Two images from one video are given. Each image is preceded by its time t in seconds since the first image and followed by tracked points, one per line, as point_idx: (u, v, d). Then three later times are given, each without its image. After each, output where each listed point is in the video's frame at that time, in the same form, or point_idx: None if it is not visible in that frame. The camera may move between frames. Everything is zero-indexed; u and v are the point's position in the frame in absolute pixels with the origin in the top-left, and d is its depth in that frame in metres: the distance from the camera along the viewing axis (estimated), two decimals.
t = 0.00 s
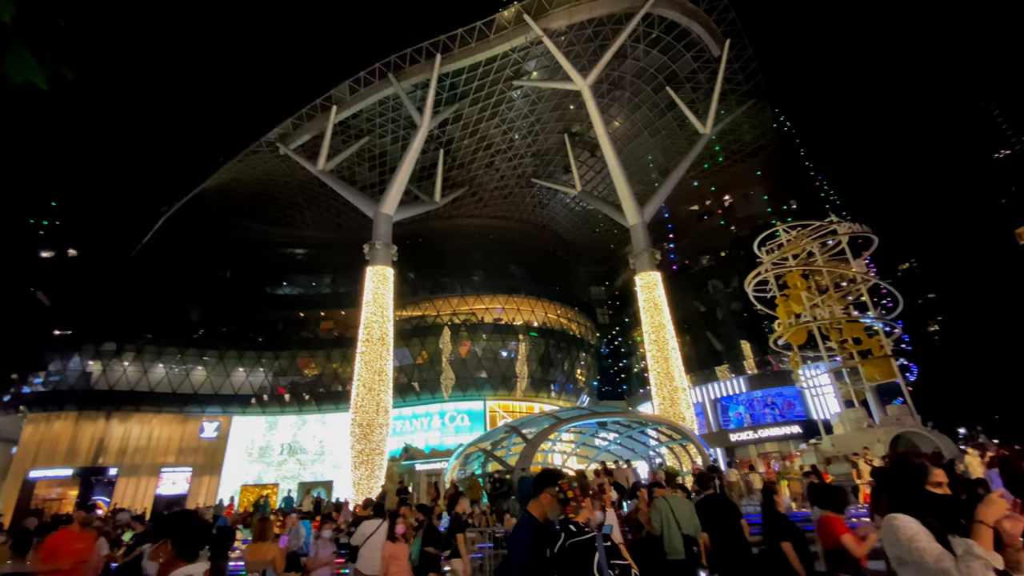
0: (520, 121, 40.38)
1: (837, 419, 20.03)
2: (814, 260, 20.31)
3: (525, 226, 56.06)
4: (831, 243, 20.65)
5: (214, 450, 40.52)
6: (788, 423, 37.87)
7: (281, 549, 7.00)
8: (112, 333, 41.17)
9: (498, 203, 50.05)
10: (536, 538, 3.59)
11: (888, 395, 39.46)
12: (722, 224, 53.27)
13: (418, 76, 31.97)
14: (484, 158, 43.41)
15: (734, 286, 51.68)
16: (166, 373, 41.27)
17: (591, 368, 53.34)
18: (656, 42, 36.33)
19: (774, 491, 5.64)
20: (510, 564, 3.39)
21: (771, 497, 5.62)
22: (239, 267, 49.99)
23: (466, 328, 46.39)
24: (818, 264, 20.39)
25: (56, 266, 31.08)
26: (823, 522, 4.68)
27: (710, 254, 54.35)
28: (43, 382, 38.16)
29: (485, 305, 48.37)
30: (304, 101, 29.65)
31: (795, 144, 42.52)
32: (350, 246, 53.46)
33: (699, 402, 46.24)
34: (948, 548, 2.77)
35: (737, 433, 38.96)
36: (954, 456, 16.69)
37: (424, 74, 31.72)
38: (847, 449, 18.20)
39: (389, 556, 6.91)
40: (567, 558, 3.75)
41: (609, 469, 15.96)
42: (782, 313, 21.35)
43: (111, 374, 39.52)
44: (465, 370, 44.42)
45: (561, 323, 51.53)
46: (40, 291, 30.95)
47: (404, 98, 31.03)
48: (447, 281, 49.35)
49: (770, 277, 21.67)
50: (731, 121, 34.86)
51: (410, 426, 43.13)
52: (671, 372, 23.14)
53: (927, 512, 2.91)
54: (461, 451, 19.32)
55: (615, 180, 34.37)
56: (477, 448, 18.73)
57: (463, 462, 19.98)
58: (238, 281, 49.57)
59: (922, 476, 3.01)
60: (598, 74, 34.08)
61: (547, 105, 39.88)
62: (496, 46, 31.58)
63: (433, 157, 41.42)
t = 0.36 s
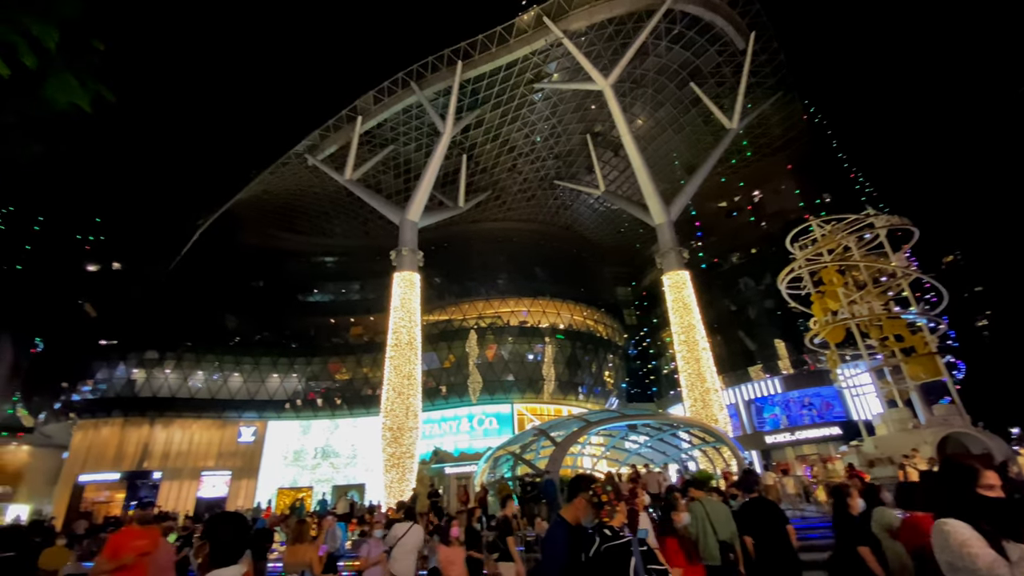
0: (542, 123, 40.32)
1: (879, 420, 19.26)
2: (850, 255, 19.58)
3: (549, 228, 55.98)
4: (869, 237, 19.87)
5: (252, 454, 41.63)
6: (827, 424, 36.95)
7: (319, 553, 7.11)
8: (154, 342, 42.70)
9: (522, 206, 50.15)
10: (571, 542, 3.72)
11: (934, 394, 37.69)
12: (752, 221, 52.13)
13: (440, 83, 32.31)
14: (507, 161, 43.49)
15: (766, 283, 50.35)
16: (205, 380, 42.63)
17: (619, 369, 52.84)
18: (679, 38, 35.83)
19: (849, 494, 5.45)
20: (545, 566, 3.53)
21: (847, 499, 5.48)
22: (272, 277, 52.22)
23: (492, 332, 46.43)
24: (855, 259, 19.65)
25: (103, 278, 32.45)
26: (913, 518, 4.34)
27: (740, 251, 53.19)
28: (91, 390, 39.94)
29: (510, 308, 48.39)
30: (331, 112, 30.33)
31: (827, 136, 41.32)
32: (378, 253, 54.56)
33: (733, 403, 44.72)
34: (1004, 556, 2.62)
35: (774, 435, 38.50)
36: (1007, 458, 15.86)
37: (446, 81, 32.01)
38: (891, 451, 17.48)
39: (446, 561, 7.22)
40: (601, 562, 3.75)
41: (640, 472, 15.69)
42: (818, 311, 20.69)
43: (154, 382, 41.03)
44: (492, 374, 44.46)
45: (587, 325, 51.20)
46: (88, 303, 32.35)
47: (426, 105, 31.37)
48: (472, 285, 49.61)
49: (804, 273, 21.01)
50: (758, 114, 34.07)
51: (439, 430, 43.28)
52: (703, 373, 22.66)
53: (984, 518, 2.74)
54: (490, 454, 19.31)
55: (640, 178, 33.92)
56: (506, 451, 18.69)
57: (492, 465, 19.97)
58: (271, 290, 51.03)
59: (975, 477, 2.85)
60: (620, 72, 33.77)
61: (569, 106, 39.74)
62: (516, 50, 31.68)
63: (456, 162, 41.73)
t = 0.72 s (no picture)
0: (563, 123, 40.17)
1: (923, 419, 18.50)
2: (887, 247, 18.82)
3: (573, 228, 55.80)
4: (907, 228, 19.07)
5: (286, 456, 42.57)
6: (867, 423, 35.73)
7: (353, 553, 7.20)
8: (192, 348, 44.29)
9: (545, 207, 50.09)
10: (603, 544, 3.78)
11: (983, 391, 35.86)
12: (783, 214, 50.82)
13: (460, 87, 32.50)
14: (529, 162, 43.43)
15: (799, 278, 49.01)
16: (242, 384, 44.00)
17: (647, 369, 52.30)
18: (701, 31, 35.23)
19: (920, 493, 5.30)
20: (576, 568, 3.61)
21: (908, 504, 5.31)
22: (302, 283, 53.74)
23: (517, 333, 46.40)
24: (893, 251, 18.88)
25: (143, 289, 33.78)
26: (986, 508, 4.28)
27: (771, 246, 51.96)
28: (135, 396, 41.66)
29: (534, 309, 48.34)
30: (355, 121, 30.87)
31: (860, 125, 39.93)
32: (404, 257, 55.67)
33: (766, 403, 43.55)
34: None
35: (811, 435, 37.67)
36: None
37: (466, 85, 32.16)
38: (936, 451, 16.80)
39: (500, 559, 7.07)
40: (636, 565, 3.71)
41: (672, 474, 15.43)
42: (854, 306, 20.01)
43: (193, 388, 42.63)
44: (518, 376, 44.40)
45: (614, 325, 50.80)
46: (130, 312, 33.69)
47: (448, 110, 31.55)
48: (496, 287, 49.73)
49: (838, 267, 20.31)
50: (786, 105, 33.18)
51: (467, 431, 43.28)
52: (735, 372, 22.15)
53: None
54: (518, 456, 19.29)
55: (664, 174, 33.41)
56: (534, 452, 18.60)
57: (521, 466, 19.98)
58: (301, 295, 52.69)
59: None
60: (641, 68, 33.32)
61: (589, 105, 39.49)
62: (535, 51, 31.64)
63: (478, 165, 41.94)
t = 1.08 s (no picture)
0: (590, 120, 39.87)
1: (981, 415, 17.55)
2: (936, 235, 17.84)
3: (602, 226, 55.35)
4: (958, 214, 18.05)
5: (325, 458, 43.63)
6: (919, 420, 33.70)
7: (391, 553, 7.29)
8: (234, 354, 45.88)
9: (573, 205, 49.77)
10: (646, 545, 3.81)
11: None
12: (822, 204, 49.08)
13: (485, 90, 32.66)
14: (556, 161, 43.23)
15: (841, 270, 47.22)
16: (282, 387, 45.33)
17: (682, 368, 51.38)
18: (729, 19, 34.43)
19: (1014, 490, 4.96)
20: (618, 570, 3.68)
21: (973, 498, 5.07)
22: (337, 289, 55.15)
23: (548, 333, 46.20)
24: (942, 239, 17.90)
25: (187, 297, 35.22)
26: None
27: (810, 237, 50.35)
28: (183, 400, 43.58)
29: (565, 308, 48.06)
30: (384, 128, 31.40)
31: (903, 107, 38.21)
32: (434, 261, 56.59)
33: (809, 401, 42.53)
34: None
35: (857, 433, 34.79)
36: None
37: (491, 87, 32.29)
38: (996, 448, 15.90)
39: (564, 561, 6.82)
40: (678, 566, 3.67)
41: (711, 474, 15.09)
42: (902, 298, 19.08)
43: (236, 391, 44.05)
44: (550, 376, 44.18)
45: (646, 323, 50.08)
46: (177, 319, 35.23)
47: (473, 113, 31.70)
48: (525, 287, 49.59)
49: (883, 258, 19.42)
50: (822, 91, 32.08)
51: (500, 432, 42.82)
52: (774, 369, 21.49)
53: None
54: (552, 456, 19.20)
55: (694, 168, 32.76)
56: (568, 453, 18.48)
57: (555, 466, 19.90)
58: (336, 300, 54.19)
59: None
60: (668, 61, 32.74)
61: (615, 101, 39.05)
62: (559, 50, 31.51)
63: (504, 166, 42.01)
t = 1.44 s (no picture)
0: (619, 115, 39.36)
1: None
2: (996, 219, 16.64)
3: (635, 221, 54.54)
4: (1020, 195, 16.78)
5: (367, 458, 44.60)
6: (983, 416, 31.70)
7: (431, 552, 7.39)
8: (278, 359, 47.57)
9: (604, 202, 49.20)
10: (689, 546, 3.75)
11: None
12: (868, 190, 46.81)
13: (512, 91, 32.68)
14: (585, 158, 42.86)
15: (891, 258, 44.93)
16: (324, 390, 46.58)
17: (723, 365, 50.09)
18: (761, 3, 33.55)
19: None
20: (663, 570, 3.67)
21: None
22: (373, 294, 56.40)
23: (582, 332, 45.80)
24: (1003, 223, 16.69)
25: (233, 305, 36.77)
26: None
27: (856, 225, 48.19)
28: (232, 404, 45.54)
29: (598, 307, 47.63)
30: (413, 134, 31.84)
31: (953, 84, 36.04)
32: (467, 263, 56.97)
33: (860, 397, 40.43)
34: None
35: (914, 431, 34.33)
36: None
37: (517, 88, 32.30)
38: None
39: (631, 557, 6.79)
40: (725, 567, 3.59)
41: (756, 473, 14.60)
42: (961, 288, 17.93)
43: (281, 395, 45.71)
44: (585, 375, 43.78)
45: (683, 319, 49.15)
46: (224, 326, 36.80)
47: (500, 114, 31.75)
48: (557, 287, 49.90)
49: (937, 245, 18.27)
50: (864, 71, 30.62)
51: (536, 432, 43.06)
52: (822, 364, 20.63)
53: None
54: (590, 457, 18.96)
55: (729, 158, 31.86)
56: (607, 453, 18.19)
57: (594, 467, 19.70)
58: (372, 305, 55.38)
59: None
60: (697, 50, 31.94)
61: (645, 94, 38.42)
62: (585, 46, 31.21)
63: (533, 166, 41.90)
